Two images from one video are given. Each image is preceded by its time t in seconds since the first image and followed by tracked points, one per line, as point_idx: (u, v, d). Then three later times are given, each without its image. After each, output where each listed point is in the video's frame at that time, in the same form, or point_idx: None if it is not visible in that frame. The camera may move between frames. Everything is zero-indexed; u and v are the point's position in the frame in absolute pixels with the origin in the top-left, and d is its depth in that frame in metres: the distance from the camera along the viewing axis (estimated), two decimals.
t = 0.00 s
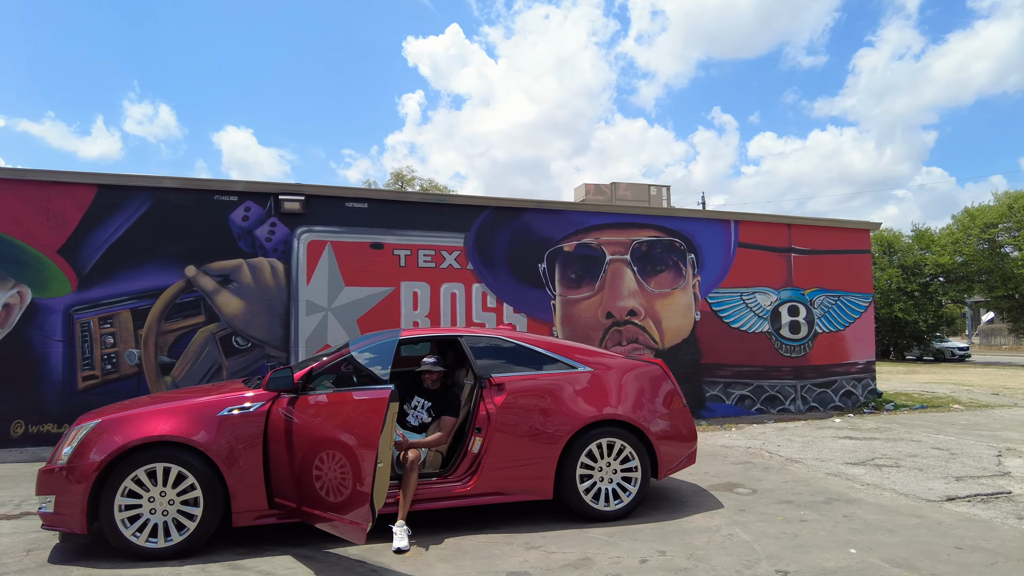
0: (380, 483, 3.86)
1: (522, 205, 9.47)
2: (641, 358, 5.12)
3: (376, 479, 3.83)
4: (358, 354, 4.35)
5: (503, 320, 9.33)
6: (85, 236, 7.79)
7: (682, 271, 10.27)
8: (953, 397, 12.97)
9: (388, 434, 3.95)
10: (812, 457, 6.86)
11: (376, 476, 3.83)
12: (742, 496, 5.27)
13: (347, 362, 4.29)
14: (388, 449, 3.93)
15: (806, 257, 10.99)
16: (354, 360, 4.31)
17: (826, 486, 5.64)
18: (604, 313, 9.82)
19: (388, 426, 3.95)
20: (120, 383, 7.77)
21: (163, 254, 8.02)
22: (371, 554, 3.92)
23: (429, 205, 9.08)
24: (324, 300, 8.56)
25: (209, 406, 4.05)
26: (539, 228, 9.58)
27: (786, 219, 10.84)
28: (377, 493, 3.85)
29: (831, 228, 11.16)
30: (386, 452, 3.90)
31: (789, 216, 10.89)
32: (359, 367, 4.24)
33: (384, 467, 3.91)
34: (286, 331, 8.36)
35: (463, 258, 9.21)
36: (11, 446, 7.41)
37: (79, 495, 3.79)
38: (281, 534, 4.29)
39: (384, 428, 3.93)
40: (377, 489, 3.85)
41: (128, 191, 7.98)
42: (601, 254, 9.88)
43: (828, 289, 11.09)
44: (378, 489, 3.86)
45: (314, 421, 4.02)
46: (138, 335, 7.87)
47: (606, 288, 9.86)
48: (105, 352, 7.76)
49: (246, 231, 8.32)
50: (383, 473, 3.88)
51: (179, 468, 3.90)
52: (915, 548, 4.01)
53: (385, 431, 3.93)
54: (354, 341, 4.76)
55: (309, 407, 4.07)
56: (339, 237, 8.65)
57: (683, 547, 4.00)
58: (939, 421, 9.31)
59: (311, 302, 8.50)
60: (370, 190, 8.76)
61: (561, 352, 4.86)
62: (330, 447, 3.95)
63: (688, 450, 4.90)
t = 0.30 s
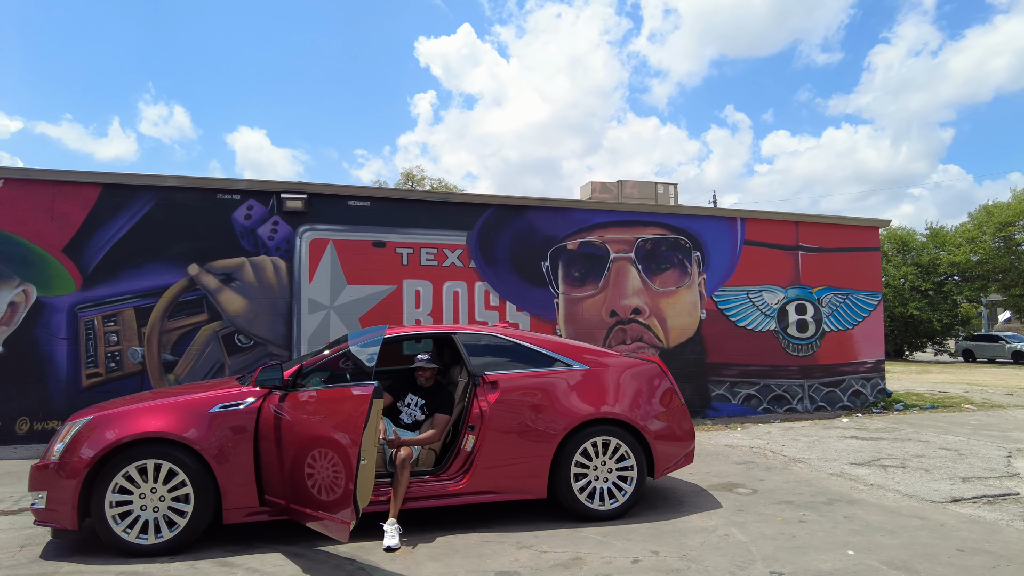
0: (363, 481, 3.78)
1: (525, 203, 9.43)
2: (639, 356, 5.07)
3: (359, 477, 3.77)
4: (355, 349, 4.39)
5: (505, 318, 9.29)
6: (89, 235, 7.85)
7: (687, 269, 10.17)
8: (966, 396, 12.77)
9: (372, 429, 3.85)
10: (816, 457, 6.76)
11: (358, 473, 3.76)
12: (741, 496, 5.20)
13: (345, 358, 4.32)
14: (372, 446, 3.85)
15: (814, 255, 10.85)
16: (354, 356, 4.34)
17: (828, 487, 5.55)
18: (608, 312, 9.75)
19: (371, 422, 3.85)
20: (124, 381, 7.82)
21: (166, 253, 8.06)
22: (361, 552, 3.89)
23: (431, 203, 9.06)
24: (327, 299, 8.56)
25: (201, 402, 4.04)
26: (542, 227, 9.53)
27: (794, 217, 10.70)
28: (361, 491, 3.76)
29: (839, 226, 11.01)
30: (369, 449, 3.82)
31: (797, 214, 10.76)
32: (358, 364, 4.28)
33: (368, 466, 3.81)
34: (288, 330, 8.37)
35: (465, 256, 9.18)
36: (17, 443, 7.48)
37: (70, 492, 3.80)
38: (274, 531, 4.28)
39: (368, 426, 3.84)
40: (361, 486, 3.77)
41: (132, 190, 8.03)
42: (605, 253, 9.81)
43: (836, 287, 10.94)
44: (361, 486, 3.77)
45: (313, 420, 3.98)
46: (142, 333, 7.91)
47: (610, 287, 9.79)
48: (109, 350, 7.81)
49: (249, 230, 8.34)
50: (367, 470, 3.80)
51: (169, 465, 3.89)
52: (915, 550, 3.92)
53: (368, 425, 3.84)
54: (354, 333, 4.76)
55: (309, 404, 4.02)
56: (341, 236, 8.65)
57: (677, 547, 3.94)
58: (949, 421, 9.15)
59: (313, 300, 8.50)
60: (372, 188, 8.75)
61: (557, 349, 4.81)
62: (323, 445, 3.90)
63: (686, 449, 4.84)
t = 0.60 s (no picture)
0: (340, 484, 3.73)
1: (525, 201, 9.34)
2: (634, 355, 4.99)
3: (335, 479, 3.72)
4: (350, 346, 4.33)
5: (505, 317, 9.23)
6: (87, 233, 7.84)
7: (689, 267, 10.06)
8: (974, 396, 12.59)
9: (349, 430, 3.86)
10: (817, 459, 6.65)
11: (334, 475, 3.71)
12: (738, 498, 5.11)
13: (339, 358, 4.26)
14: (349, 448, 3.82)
15: (819, 252, 10.70)
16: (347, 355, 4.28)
17: (828, 489, 5.45)
18: (609, 310, 9.65)
19: (348, 425, 3.86)
20: (122, 379, 7.82)
21: (163, 251, 8.04)
22: (346, 555, 3.85)
23: (430, 201, 9.00)
24: (324, 297, 8.52)
25: (186, 402, 4.00)
26: (542, 224, 9.45)
27: (798, 214, 10.55)
28: (338, 494, 3.72)
29: (845, 223, 10.85)
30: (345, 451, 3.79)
31: (802, 211, 10.61)
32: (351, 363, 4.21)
33: (346, 468, 3.79)
34: (286, 328, 8.35)
35: (465, 254, 9.11)
36: (16, 441, 7.50)
37: (53, 492, 3.77)
38: (261, 532, 4.24)
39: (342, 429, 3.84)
40: (337, 489, 3.73)
41: (130, 188, 8.01)
42: (606, 251, 9.72)
43: (841, 286, 10.79)
44: (340, 489, 3.75)
45: (305, 422, 3.93)
46: (140, 331, 7.90)
47: (611, 285, 9.69)
48: (107, 348, 7.81)
49: (247, 228, 8.31)
50: (345, 473, 3.77)
51: (153, 465, 3.86)
52: (913, 556, 3.82)
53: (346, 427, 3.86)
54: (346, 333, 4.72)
55: (303, 405, 3.98)
56: (340, 234, 8.61)
57: (668, 552, 3.86)
58: (956, 421, 9.00)
59: (311, 298, 8.46)
60: (371, 185, 8.70)
61: (550, 349, 4.74)
62: (311, 447, 3.85)
63: (681, 450, 4.76)
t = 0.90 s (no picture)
0: (320, 489, 3.60)
1: (524, 200, 9.30)
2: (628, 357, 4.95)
3: (314, 485, 3.57)
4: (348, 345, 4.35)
5: (503, 317, 9.19)
6: (85, 234, 7.85)
7: (690, 267, 9.99)
8: (979, 397, 12.48)
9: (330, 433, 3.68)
10: (816, 461, 6.59)
11: (313, 481, 3.57)
12: (733, 501, 5.05)
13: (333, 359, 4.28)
14: (330, 450, 3.66)
15: (821, 252, 10.61)
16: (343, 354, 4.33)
17: (825, 492, 5.38)
18: (608, 311, 9.60)
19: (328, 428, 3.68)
20: (119, 379, 7.83)
21: (160, 251, 8.04)
22: (333, 558, 3.82)
23: (428, 201, 8.96)
24: (322, 297, 8.50)
25: (174, 403, 3.99)
26: (541, 224, 9.40)
27: (800, 214, 10.47)
28: (319, 500, 3.58)
29: (847, 223, 10.76)
30: (327, 455, 3.63)
31: (804, 211, 10.52)
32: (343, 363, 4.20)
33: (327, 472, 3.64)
34: (283, 329, 8.33)
35: (463, 254, 9.08)
36: (14, 441, 7.51)
37: (39, 494, 3.75)
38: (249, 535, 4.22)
39: (324, 430, 3.68)
40: (318, 495, 3.59)
41: (128, 188, 8.01)
42: (605, 250, 9.66)
43: (843, 286, 10.70)
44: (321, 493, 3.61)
45: (296, 425, 3.89)
46: (137, 332, 7.90)
47: (611, 285, 9.64)
48: (104, 349, 7.81)
49: (244, 228, 8.30)
50: (325, 477, 3.63)
51: (140, 467, 3.83)
52: (907, 562, 3.76)
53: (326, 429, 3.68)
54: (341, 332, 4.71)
55: (296, 408, 3.94)
56: (337, 234, 8.59)
57: (658, 556, 3.82)
58: (959, 423, 8.90)
59: (308, 299, 8.45)
60: (368, 186, 8.68)
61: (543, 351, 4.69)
62: (299, 450, 3.80)
63: (674, 452, 4.71)
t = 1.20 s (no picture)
0: (302, 490, 3.59)
1: (523, 200, 9.27)
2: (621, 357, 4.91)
3: (295, 486, 3.56)
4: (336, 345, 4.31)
5: (502, 318, 9.17)
6: (84, 234, 7.88)
7: (690, 268, 9.93)
8: (985, 399, 12.34)
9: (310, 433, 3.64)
10: (816, 463, 6.52)
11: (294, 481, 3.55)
12: (728, 504, 5.00)
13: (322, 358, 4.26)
14: (310, 451, 3.63)
15: (823, 253, 10.52)
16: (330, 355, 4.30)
17: (822, 495, 5.32)
18: (608, 311, 9.55)
19: (309, 427, 3.64)
20: (118, 379, 7.85)
21: (160, 252, 8.06)
22: (321, 559, 3.80)
23: (427, 201, 8.95)
24: (320, 297, 8.51)
25: (163, 403, 3.98)
26: (540, 224, 9.37)
27: (802, 214, 10.38)
28: (302, 500, 3.58)
29: (850, 223, 10.67)
30: (306, 455, 3.60)
31: (806, 211, 10.44)
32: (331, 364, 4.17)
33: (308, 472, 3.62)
34: (282, 329, 8.34)
35: (462, 254, 9.06)
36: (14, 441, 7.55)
37: (27, 493, 3.75)
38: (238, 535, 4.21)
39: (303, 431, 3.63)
40: (300, 495, 3.58)
41: (127, 189, 8.04)
42: (605, 250, 9.62)
43: (846, 286, 10.61)
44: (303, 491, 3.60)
45: (286, 428, 3.91)
46: (136, 332, 7.93)
47: (611, 286, 9.59)
48: (104, 348, 7.85)
49: (243, 229, 8.32)
50: (306, 478, 3.60)
51: (128, 467, 3.83)
52: (901, 566, 3.71)
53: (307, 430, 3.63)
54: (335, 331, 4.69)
55: (292, 409, 3.97)
56: (336, 234, 8.59)
57: (647, 559, 3.78)
58: (963, 425, 8.80)
59: (307, 299, 8.45)
60: (367, 186, 8.68)
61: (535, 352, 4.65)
62: (286, 451, 3.80)
63: (667, 454, 4.67)
